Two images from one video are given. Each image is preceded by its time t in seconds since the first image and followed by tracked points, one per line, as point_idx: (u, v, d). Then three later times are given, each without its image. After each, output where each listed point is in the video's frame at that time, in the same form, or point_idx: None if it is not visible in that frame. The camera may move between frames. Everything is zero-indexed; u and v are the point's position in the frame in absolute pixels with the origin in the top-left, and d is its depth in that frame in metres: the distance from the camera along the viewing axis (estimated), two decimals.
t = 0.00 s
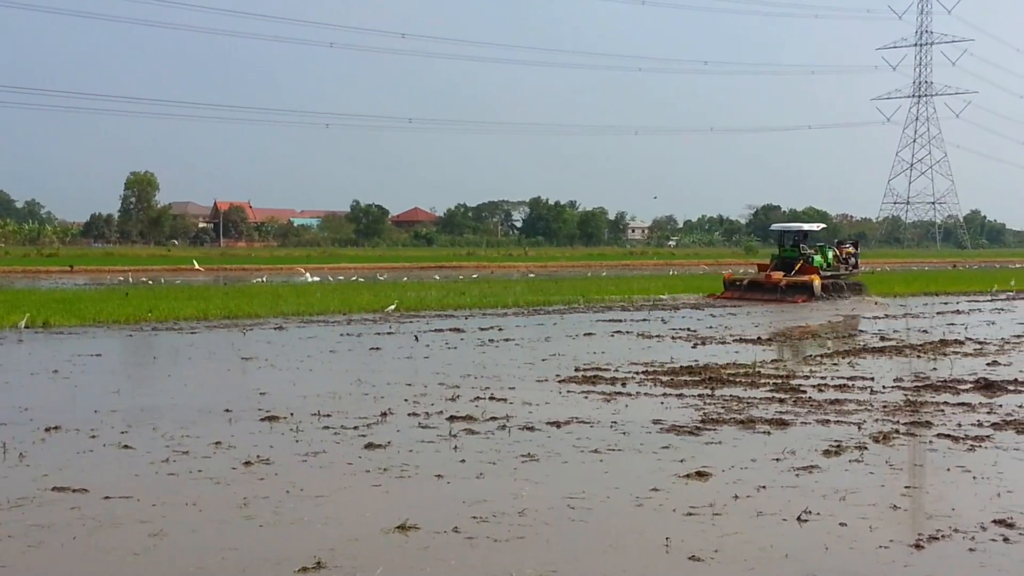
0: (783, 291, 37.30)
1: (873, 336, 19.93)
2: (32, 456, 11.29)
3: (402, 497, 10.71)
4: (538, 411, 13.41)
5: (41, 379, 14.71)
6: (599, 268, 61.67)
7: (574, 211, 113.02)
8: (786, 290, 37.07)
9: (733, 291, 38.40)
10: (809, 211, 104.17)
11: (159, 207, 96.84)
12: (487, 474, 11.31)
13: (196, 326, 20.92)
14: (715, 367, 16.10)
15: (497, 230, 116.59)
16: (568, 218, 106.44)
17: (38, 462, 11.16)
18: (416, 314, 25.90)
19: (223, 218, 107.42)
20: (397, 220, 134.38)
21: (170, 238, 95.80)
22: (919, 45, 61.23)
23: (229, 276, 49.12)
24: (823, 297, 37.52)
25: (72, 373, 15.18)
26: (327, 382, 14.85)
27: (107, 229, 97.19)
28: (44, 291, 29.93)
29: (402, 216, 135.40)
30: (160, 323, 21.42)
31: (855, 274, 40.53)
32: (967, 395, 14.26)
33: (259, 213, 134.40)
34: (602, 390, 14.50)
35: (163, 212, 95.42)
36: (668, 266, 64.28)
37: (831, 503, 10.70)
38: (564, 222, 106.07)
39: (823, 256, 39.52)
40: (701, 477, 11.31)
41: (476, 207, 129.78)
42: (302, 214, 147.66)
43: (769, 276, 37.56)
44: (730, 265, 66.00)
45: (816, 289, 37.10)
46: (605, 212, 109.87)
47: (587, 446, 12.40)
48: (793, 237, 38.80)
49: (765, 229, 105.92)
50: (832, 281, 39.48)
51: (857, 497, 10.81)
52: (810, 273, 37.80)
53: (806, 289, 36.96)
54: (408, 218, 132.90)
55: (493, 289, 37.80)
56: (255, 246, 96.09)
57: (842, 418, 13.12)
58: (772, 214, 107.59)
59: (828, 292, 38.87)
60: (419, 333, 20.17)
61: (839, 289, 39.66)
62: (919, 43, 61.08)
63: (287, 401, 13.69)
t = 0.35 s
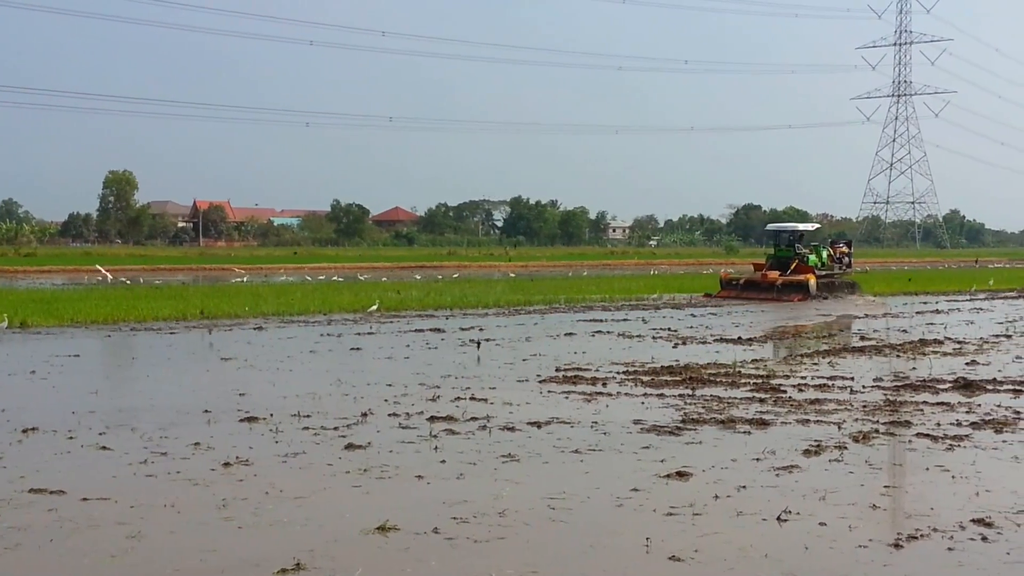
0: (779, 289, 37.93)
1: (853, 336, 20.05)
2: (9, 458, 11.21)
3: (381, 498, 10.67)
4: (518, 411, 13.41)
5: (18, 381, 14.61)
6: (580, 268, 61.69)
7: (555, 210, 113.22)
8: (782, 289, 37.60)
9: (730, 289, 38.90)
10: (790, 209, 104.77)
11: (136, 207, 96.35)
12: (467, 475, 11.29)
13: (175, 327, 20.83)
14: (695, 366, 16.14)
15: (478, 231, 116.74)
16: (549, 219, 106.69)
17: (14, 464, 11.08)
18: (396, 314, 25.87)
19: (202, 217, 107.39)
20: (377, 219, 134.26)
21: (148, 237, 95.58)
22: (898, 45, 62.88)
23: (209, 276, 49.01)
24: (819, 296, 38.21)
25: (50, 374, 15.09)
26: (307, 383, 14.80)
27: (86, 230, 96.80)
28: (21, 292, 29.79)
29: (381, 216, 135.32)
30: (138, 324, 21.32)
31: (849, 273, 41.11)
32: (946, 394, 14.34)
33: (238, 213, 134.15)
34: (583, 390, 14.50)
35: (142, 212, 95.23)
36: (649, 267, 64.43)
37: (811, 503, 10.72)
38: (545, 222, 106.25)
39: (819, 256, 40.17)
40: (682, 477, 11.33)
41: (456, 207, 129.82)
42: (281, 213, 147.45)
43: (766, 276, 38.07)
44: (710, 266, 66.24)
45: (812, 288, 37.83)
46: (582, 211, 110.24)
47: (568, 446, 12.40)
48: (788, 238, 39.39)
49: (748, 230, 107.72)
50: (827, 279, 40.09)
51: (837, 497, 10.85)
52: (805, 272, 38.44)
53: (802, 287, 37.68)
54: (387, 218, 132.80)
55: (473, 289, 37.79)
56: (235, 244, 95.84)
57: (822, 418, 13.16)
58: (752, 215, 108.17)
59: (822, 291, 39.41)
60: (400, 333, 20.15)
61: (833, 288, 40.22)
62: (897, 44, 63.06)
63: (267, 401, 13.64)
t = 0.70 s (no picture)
0: (773, 287, 38.28)
1: (828, 334, 20.15)
2: None
3: (357, 499, 10.67)
4: (495, 411, 13.43)
5: None
6: (553, 268, 61.58)
7: (534, 209, 113.36)
8: (776, 287, 38.05)
9: (726, 288, 39.34)
10: (769, 208, 105.43)
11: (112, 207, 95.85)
12: (443, 475, 11.31)
13: (150, 329, 20.78)
14: (672, 366, 16.18)
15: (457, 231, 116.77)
16: (526, 219, 106.81)
17: None
18: (372, 315, 25.85)
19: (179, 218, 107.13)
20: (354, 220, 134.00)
21: (124, 238, 95.13)
22: (873, 43, 63.10)
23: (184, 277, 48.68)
24: (812, 294, 38.62)
25: (24, 377, 15.04)
26: (283, 384, 14.80)
27: (60, 231, 96.30)
28: None
29: (361, 216, 135.16)
30: (112, 326, 21.25)
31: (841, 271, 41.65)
32: (921, 392, 14.41)
33: (215, 212, 133.80)
34: (560, 390, 14.53)
35: (118, 212, 94.78)
36: (627, 266, 64.42)
37: (786, 501, 10.75)
38: (523, 221, 106.43)
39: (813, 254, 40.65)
40: (657, 477, 11.35)
41: (434, 206, 129.80)
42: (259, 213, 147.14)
43: (760, 275, 38.54)
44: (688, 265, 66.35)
45: (806, 287, 38.10)
46: (558, 212, 110.55)
47: (544, 445, 12.42)
48: (781, 236, 39.90)
49: (726, 228, 110.13)
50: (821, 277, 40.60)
51: (812, 495, 10.87)
52: (799, 270, 38.90)
53: (795, 286, 37.96)
54: (366, 218, 132.69)
55: (451, 289, 37.75)
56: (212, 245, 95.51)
57: (797, 417, 13.21)
58: (729, 215, 109.65)
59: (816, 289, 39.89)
60: (376, 334, 20.13)
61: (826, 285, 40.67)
62: (873, 43, 63.12)
63: (242, 403, 13.63)
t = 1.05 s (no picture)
0: (766, 287, 38.60)
1: (806, 334, 20.22)
2: None
3: (334, 499, 10.64)
4: (472, 411, 13.43)
5: None
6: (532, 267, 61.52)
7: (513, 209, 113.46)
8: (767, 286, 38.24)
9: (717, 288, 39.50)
10: (745, 208, 106.13)
11: (87, 206, 95.43)
12: (420, 475, 11.29)
13: (124, 328, 20.70)
14: (649, 366, 16.22)
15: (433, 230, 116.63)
16: (503, 218, 106.86)
17: None
18: (348, 315, 25.79)
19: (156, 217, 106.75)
20: (332, 219, 133.58)
21: (99, 236, 94.61)
22: (850, 43, 63.42)
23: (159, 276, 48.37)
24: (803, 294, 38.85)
25: None
26: (260, 384, 14.77)
27: (34, 229, 95.74)
28: None
29: (337, 215, 134.90)
30: (86, 325, 21.16)
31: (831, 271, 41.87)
32: (897, 393, 14.48)
33: (191, 212, 133.32)
34: (537, 390, 14.55)
35: (93, 211, 94.26)
36: (602, 267, 64.45)
37: (762, 501, 10.76)
38: (500, 220, 106.49)
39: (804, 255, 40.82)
40: (634, 477, 11.35)
41: (412, 205, 129.71)
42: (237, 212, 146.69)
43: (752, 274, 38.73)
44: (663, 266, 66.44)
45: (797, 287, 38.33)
46: (534, 212, 110.39)
47: (521, 445, 12.43)
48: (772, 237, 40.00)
49: (702, 228, 109.94)
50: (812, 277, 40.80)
51: (788, 495, 10.89)
52: (790, 271, 39.07)
53: (787, 285, 38.14)
54: (343, 218, 132.46)
55: (429, 289, 37.68)
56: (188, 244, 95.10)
57: (773, 417, 13.25)
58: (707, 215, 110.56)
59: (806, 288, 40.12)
60: (353, 334, 20.10)
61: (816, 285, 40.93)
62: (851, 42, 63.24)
63: (218, 403, 13.60)
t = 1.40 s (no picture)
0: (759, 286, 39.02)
1: (783, 335, 20.33)
2: None
3: (308, 499, 10.60)
4: (449, 411, 13.41)
5: None
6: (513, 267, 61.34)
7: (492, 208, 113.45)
8: (760, 286, 38.72)
9: (710, 287, 39.97)
10: (723, 209, 106.39)
11: (62, 203, 94.76)
12: (396, 474, 11.27)
13: (98, 327, 20.51)
14: (626, 366, 16.24)
15: (413, 228, 116.54)
16: (483, 216, 106.63)
17: None
18: (325, 314, 25.66)
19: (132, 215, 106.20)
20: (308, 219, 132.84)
21: (74, 234, 93.90)
22: (829, 47, 59.84)
23: (134, 275, 47.98)
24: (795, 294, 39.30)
25: None
26: (235, 383, 14.72)
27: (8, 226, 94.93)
28: None
29: (315, 213, 134.44)
30: (59, 324, 20.97)
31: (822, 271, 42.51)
32: (872, 393, 14.56)
33: (168, 210, 132.60)
34: (514, 389, 14.55)
35: (68, 208, 93.53)
36: (581, 266, 64.47)
37: (738, 501, 10.79)
38: (478, 219, 106.43)
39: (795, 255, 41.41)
40: (610, 477, 11.36)
41: (391, 203, 129.47)
42: (214, 210, 146.05)
43: (745, 274, 39.17)
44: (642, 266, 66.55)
45: (790, 287, 38.81)
46: (516, 212, 110.40)
47: (497, 445, 12.42)
48: (765, 237, 40.60)
49: (681, 228, 110.30)
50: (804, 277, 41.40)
51: (763, 495, 10.92)
52: (782, 271, 39.57)
53: (780, 285, 38.58)
54: (321, 216, 132.04)
55: (408, 289, 37.51)
56: (164, 241, 94.56)
57: (750, 417, 13.29)
58: (685, 213, 111.33)
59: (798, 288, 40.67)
60: (331, 333, 20.03)
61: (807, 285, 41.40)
62: (829, 45, 59.84)
63: (193, 402, 13.53)
